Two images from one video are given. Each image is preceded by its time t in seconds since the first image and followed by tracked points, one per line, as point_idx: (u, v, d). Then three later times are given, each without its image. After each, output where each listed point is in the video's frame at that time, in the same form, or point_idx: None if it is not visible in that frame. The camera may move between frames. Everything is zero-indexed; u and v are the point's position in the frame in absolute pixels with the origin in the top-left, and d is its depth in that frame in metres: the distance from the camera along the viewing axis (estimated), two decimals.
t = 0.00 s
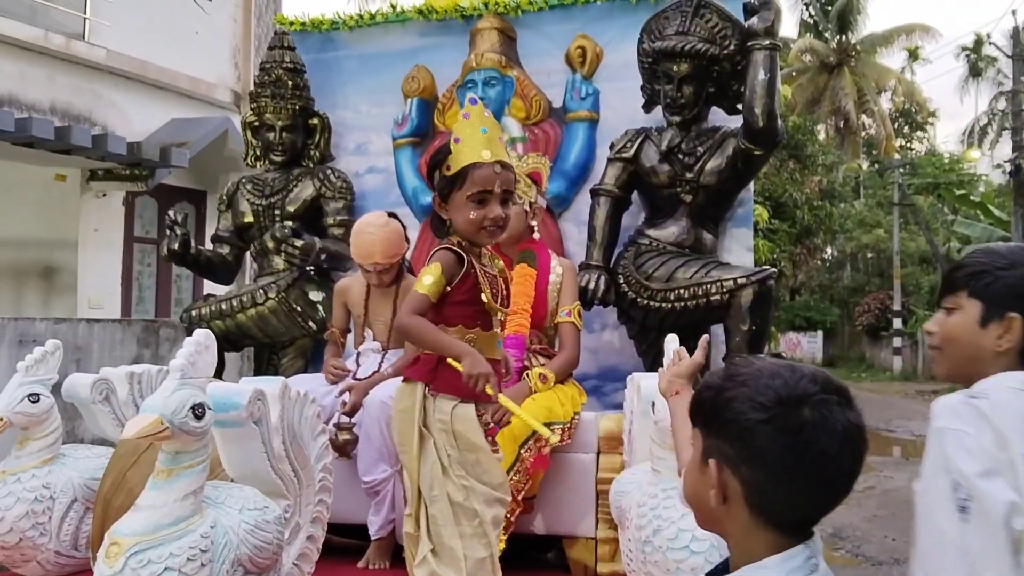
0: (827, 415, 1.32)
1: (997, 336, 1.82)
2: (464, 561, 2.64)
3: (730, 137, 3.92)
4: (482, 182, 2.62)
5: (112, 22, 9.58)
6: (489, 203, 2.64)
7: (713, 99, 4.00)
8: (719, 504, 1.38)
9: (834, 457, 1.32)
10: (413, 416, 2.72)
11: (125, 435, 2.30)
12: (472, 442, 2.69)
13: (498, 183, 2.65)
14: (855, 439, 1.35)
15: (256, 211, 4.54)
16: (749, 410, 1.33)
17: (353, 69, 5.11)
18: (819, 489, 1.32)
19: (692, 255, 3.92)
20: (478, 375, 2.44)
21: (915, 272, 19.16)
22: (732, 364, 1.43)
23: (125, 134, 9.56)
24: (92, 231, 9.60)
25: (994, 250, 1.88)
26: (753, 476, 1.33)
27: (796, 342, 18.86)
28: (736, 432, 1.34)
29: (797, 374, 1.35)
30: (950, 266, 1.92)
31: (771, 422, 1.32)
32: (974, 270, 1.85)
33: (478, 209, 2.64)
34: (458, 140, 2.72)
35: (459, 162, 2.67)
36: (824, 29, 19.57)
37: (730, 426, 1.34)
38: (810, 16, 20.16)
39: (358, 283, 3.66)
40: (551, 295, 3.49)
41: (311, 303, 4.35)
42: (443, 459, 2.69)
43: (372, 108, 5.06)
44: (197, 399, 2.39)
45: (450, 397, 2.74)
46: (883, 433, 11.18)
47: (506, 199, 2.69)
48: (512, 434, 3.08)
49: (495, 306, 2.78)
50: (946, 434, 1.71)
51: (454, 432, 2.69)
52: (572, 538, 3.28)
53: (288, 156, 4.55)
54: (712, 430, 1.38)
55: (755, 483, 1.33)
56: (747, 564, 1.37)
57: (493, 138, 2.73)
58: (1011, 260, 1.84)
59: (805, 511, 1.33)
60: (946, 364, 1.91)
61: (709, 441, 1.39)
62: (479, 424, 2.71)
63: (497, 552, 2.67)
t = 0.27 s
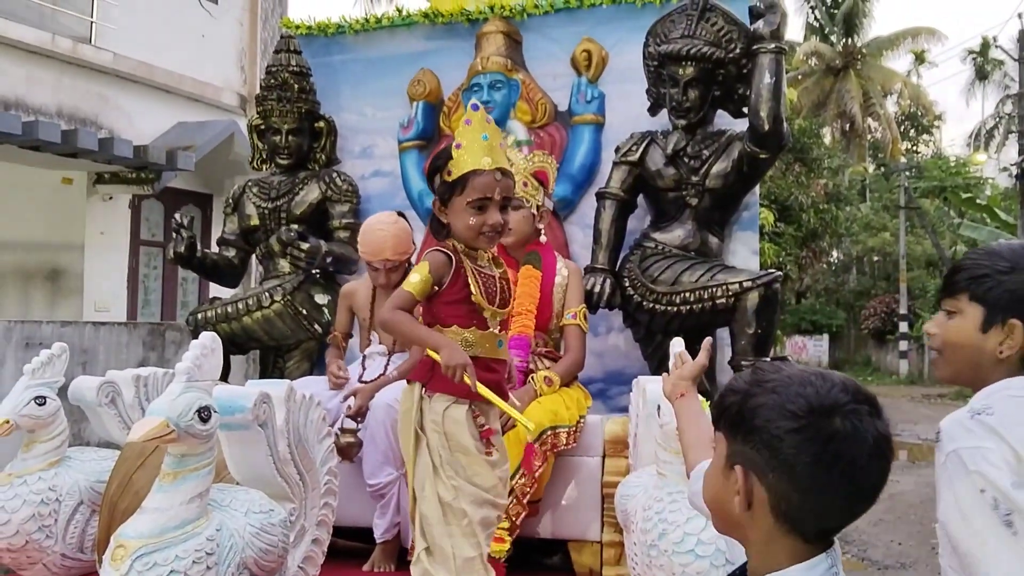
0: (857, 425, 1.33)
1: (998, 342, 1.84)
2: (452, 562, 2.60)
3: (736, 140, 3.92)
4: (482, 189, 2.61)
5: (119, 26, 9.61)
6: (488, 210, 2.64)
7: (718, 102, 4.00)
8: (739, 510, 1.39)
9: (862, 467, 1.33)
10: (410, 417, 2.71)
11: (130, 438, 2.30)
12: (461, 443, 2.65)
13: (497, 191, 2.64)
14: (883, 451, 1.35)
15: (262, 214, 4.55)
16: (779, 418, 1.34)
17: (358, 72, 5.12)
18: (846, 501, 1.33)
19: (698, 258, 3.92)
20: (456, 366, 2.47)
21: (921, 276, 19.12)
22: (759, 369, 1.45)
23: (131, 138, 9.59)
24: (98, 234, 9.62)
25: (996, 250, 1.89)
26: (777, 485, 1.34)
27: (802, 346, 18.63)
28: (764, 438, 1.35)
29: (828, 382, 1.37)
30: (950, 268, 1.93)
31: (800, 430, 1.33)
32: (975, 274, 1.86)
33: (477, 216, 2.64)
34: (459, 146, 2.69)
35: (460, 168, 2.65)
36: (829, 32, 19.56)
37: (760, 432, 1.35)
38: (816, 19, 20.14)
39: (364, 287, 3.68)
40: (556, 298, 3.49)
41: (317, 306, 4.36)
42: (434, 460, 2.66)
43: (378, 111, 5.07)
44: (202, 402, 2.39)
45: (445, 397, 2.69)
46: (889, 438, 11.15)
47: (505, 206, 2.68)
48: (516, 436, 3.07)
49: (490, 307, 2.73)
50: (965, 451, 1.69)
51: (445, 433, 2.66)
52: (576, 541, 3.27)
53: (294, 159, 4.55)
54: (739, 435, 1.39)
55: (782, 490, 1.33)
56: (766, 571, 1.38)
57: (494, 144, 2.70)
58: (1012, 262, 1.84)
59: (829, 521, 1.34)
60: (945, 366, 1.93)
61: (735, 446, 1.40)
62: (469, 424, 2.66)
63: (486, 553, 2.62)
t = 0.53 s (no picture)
0: (867, 429, 1.34)
1: (937, 349, 1.77)
2: (442, 561, 2.60)
3: (741, 142, 3.92)
4: (491, 195, 2.62)
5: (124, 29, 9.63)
6: (496, 215, 2.64)
7: (723, 104, 4.00)
8: (747, 513, 1.39)
9: (873, 471, 1.33)
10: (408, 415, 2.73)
11: (136, 439, 2.30)
12: (451, 443, 2.64)
13: (506, 197, 2.65)
14: (892, 457, 1.36)
15: (267, 216, 4.56)
16: (789, 420, 1.34)
17: (363, 75, 5.13)
18: (856, 506, 1.34)
19: (702, 260, 3.92)
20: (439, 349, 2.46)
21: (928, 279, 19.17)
22: (770, 372, 1.45)
23: (136, 140, 9.61)
24: (104, 235, 9.64)
25: (942, 254, 1.81)
26: (786, 490, 1.34)
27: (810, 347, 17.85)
28: (773, 440, 1.34)
29: (839, 387, 1.38)
30: (895, 271, 1.85)
31: (811, 434, 1.33)
32: (920, 280, 1.78)
33: (485, 221, 2.65)
34: (471, 151, 2.70)
35: (470, 173, 2.66)
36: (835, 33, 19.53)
37: (770, 435, 1.35)
38: (821, 21, 20.12)
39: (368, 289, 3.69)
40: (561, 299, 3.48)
41: (322, 308, 4.37)
42: (426, 460, 2.65)
43: (383, 114, 5.08)
44: (208, 404, 2.39)
45: (444, 397, 2.68)
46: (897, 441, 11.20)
47: (514, 214, 2.68)
48: (519, 439, 3.06)
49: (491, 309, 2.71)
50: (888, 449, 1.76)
51: (438, 433, 2.65)
52: (581, 544, 3.27)
53: (300, 161, 4.56)
54: (748, 438, 1.39)
55: (791, 493, 1.33)
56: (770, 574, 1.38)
57: (506, 152, 2.70)
58: (958, 269, 1.76)
59: (838, 525, 1.34)
60: (888, 370, 1.86)
61: (743, 450, 1.40)
62: (461, 424, 2.65)
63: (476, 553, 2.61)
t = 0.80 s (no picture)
0: (863, 427, 1.33)
1: (848, 345, 1.84)
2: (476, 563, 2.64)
3: (746, 142, 3.91)
4: (526, 206, 2.61)
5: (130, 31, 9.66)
6: (532, 226, 2.64)
7: (729, 104, 4.00)
8: (746, 513, 1.39)
9: (869, 470, 1.33)
10: (416, 420, 2.77)
11: (142, 439, 2.30)
12: (476, 447, 2.72)
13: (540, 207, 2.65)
14: (887, 455, 1.36)
15: (273, 217, 4.57)
16: (785, 420, 1.34)
17: (369, 75, 5.13)
18: (853, 505, 1.33)
19: (708, 260, 3.91)
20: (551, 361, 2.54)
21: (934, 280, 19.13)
22: (765, 371, 1.43)
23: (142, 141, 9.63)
24: (110, 237, 9.65)
25: (876, 256, 1.87)
26: (785, 489, 1.33)
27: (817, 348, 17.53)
28: (769, 441, 1.34)
29: (834, 386, 1.37)
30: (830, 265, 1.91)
31: (806, 434, 1.32)
32: (848, 275, 1.84)
33: (525, 233, 2.64)
34: (494, 165, 2.66)
35: (498, 188, 2.63)
36: (840, 34, 19.52)
37: (764, 434, 1.35)
38: (826, 22, 20.09)
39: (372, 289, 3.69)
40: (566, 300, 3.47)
41: (327, 308, 4.37)
42: (450, 464, 2.73)
43: (388, 115, 5.08)
44: (214, 404, 2.39)
45: (456, 407, 2.77)
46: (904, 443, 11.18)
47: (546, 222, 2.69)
48: (524, 439, 3.07)
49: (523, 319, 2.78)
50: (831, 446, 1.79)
51: (460, 437, 2.73)
52: (586, 544, 3.27)
53: (305, 162, 4.57)
54: (743, 439, 1.38)
55: (788, 493, 1.33)
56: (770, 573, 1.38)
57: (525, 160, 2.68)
58: (888, 275, 1.81)
59: (835, 524, 1.34)
60: (805, 352, 1.93)
61: (741, 450, 1.39)
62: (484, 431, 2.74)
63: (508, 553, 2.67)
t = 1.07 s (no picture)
0: (857, 417, 1.33)
1: (854, 321, 1.85)
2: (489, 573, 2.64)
3: (753, 143, 3.90)
4: (551, 219, 2.87)
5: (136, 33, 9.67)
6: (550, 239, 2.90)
7: (735, 105, 3.99)
8: (751, 518, 1.38)
9: (864, 456, 1.33)
10: (425, 427, 2.78)
11: (150, 443, 2.30)
12: (486, 453, 2.76)
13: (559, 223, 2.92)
14: (883, 445, 1.35)
15: (279, 219, 4.56)
16: (777, 415, 1.34)
17: (374, 77, 5.13)
18: (852, 495, 1.32)
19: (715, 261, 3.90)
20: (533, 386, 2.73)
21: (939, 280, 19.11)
22: (757, 375, 1.43)
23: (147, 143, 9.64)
24: (116, 239, 9.66)
25: (876, 234, 1.89)
26: (786, 488, 1.32)
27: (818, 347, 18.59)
28: (763, 437, 1.34)
29: (822, 379, 1.37)
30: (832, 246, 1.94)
31: (799, 426, 1.32)
32: (848, 251, 1.87)
33: (539, 243, 2.89)
34: (534, 171, 2.89)
35: (531, 193, 2.85)
36: (845, 34, 19.49)
37: (760, 433, 1.34)
38: (831, 22, 20.05)
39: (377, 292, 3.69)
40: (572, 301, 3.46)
41: (334, 311, 4.36)
42: (461, 472, 2.75)
43: (394, 116, 5.08)
44: (222, 406, 2.39)
45: (464, 410, 2.82)
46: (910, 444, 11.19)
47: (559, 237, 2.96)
48: (533, 443, 3.06)
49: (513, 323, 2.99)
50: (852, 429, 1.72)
51: (469, 443, 2.77)
52: (595, 546, 3.26)
53: (311, 163, 4.57)
54: (741, 441, 1.38)
55: (789, 492, 1.32)
56: None
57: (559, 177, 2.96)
58: (888, 246, 1.84)
59: (838, 518, 1.32)
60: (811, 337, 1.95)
61: (739, 452, 1.39)
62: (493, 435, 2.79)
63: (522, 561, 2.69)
